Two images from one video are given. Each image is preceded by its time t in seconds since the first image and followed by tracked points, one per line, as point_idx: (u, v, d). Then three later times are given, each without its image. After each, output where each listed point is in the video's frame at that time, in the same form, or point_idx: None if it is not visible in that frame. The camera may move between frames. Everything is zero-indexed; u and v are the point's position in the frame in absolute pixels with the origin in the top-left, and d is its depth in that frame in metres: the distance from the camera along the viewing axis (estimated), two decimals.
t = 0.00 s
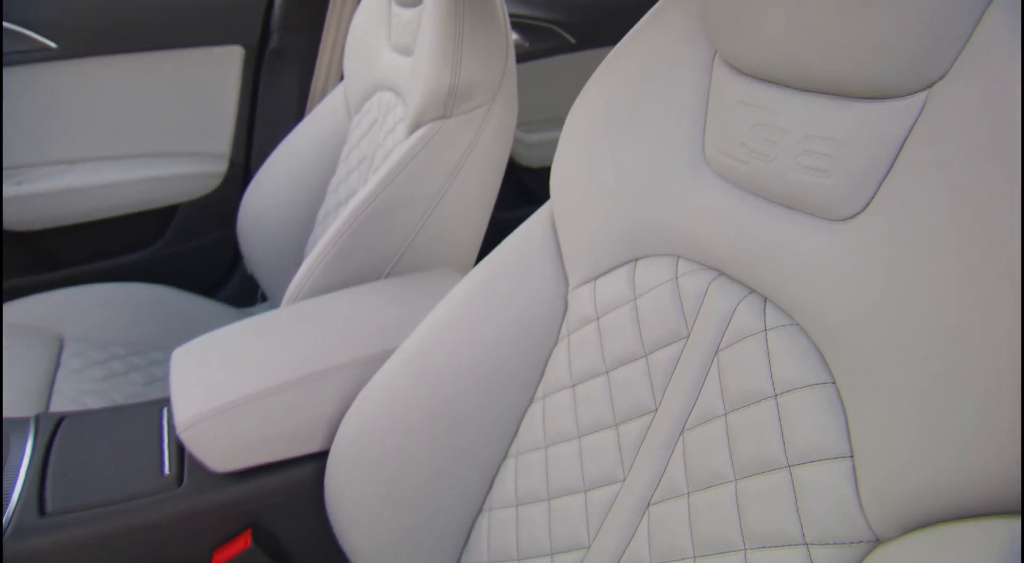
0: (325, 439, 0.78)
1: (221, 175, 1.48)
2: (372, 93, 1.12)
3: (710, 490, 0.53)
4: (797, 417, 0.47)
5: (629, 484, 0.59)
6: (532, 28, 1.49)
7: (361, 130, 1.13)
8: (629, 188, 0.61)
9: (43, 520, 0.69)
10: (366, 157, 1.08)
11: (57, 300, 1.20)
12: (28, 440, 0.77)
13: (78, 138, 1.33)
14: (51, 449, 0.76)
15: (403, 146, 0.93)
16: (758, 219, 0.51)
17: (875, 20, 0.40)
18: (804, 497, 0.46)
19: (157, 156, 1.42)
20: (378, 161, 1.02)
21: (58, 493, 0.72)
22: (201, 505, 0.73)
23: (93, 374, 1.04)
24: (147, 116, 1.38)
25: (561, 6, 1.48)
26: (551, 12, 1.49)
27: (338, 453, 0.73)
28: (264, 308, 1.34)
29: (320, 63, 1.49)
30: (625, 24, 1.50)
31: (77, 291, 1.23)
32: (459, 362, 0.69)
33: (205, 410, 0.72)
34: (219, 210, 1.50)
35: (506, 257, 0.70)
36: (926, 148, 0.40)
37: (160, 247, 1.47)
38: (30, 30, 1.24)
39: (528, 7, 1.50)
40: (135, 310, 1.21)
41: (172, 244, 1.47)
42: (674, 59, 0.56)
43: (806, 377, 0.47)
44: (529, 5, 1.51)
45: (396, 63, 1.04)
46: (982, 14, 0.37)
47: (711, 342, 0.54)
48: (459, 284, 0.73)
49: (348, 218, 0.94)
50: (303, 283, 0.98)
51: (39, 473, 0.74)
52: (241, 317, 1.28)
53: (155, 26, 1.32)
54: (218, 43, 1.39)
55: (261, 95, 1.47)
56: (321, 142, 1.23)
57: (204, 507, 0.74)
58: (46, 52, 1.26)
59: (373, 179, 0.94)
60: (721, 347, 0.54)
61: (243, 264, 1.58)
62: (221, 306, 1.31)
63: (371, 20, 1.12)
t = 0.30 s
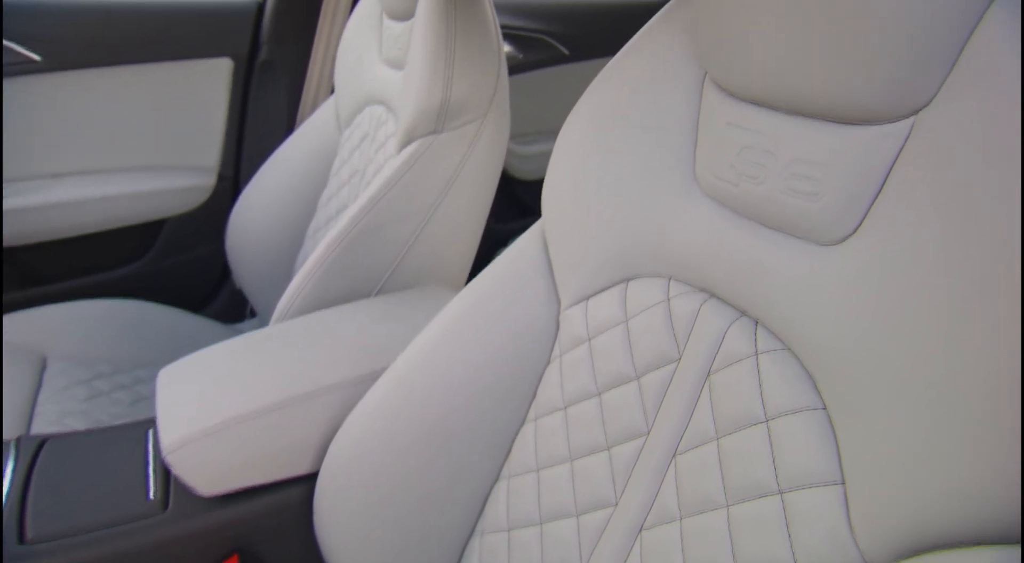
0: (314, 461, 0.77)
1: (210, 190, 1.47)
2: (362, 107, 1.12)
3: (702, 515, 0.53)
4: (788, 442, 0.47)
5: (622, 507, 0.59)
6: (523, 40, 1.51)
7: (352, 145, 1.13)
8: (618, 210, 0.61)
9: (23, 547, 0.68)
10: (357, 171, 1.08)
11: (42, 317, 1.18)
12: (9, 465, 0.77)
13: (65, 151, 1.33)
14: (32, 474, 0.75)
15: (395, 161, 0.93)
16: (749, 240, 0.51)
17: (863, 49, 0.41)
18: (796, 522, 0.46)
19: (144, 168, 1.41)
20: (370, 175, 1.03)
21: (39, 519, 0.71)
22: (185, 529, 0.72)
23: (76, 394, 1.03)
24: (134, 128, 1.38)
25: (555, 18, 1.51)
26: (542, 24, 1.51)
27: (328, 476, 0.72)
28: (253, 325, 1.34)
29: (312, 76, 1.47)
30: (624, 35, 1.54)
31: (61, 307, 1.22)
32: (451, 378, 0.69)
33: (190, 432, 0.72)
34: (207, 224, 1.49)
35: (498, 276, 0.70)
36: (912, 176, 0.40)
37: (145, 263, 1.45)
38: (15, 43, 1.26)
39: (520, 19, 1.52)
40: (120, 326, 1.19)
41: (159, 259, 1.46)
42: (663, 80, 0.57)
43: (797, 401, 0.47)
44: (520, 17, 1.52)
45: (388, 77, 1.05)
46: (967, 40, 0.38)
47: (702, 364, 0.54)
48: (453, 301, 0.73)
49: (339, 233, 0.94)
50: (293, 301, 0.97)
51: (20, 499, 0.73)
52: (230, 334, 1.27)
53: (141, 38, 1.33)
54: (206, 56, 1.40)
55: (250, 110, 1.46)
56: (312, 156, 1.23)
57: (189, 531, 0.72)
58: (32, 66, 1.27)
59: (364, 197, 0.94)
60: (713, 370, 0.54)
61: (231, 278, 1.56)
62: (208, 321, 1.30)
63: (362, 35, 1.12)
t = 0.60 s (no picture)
0: (303, 482, 0.76)
1: (199, 202, 1.47)
2: (354, 119, 1.12)
3: (696, 538, 0.53)
4: (782, 465, 0.48)
5: (615, 529, 0.59)
6: (515, 50, 1.54)
7: (343, 158, 1.13)
8: (606, 234, 0.61)
9: None
10: (348, 185, 1.09)
11: (27, 334, 1.18)
12: None
13: (51, 165, 1.33)
14: (15, 495, 0.75)
15: (387, 176, 0.94)
16: (739, 261, 0.51)
17: (859, 66, 0.41)
18: (789, 547, 0.46)
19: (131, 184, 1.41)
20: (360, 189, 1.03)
21: (19, 540, 0.71)
22: (169, 552, 0.71)
23: (60, 413, 1.02)
24: (121, 143, 1.38)
25: (548, 29, 1.53)
26: (536, 36, 1.54)
27: (318, 498, 0.71)
28: (243, 340, 1.33)
29: (301, 88, 1.47)
30: (623, 45, 1.56)
31: (46, 322, 1.22)
32: (442, 391, 0.69)
33: (176, 454, 0.71)
34: (197, 237, 1.49)
35: (489, 292, 0.70)
36: (898, 204, 0.41)
37: (134, 277, 1.44)
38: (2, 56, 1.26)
39: (511, 29, 1.56)
40: (104, 343, 1.18)
41: (146, 273, 1.45)
42: (655, 101, 0.57)
43: (790, 425, 0.47)
44: (514, 28, 1.55)
45: (379, 90, 1.05)
46: (954, 63, 0.38)
47: (694, 386, 0.55)
48: (446, 317, 0.73)
49: (330, 248, 0.94)
50: (282, 316, 0.97)
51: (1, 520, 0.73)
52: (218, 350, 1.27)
53: (130, 50, 1.33)
54: (192, 68, 1.39)
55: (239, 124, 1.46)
56: (303, 168, 1.23)
57: (173, 554, 0.71)
58: (18, 78, 1.27)
59: (354, 212, 0.94)
60: (705, 391, 0.54)
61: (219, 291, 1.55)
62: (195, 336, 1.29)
63: (353, 47, 1.13)
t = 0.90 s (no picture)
0: (292, 503, 0.75)
1: (188, 216, 1.46)
2: (345, 131, 1.12)
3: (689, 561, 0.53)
4: (775, 488, 0.48)
5: (609, 551, 0.59)
6: (509, 60, 1.52)
7: (334, 171, 1.13)
8: (596, 255, 0.62)
9: None
10: (339, 197, 1.09)
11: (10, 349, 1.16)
12: None
13: (37, 177, 1.32)
14: None
15: (378, 190, 0.94)
16: (730, 282, 0.52)
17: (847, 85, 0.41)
18: None
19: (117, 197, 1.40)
20: (351, 202, 1.03)
21: None
22: None
23: (42, 432, 1.01)
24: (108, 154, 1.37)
25: (542, 39, 1.53)
26: (529, 45, 1.53)
27: (308, 518, 0.71)
28: (231, 356, 1.32)
29: (291, 101, 1.47)
30: (623, 55, 1.60)
31: (29, 338, 1.20)
32: (431, 406, 0.69)
33: (162, 476, 0.70)
34: (186, 250, 1.48)
35: (482, 310, 0.70)
36: (887, 229, 0.41)
37: (119, 293, 1.43)
38: None
39: (502, 39, 1.52)
40: (89, 359, 1.17)
41: (132, 287, 1.44)
42: (646, 119, 0.58)
43: (782, 448, 0.48)
44: (506, 37, 1.52)
45: (371, 102, 1.05)
46: (943, 82, 0.38)
47: (686, 407, 0.55)
48: (438, 335, 0.72)
49: (321, 263, 0.94)
50: (273, 332, 0.96)
51: None
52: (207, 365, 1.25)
53: (119, 60, 1.33)
54: (182, 79, 1.39)
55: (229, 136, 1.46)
56: (295, 181, 1.23)
57: None
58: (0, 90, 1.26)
59: (345, 227, 0.94)
60: (698, 412, 0.54)
61: (208, 306, 1.54)
62: (182, 352, 1.27)
63: (344, 58, 1.13)
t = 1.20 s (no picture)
0: (283, 524, 0.75)
1: (176, 226, 1.46)
2: (337, 144, 1.13)
3: None
4: (768, 512, 0.48)
5: None
6: (503, 70, 1.52)
7: (325, 183, 1.14)
8: (586, 276, 0.62)
9: None
10: (330, 211, 1.09)
11: None
12: None
13: (26, 191, 1.31)
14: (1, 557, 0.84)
15: (370, 203, 0.94)
16: (721, 303, 0.52)
17: (835, 106, 0.42)
18: None
19: (106, 210, 1.39)
20: (343, 216, 1.03)
21: None
22: None
23: (26, 452, 1.00)
24: (95, 169, 1.36)
25: (534, 49, 1.54)
26: (525, 56, 1.53)
27: (297, 540, 0.70)
28: (219, 371, 1.31)
29: (281, 113, 1.48)
30: (622, 65, 1.60)
31: (16, 354, 1.19)
32: (421, 422, 0.68)
33: (144, 500, 0.70)
34: (175, 262, 1.48)
35: (474, 330, 0.70)
36: (876, 250, 0.42)
37: (105, 306, 1.42)
38: None
39: (495, 49, 1.53)
40: (75, 375, 1.15)
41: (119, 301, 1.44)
42: (635, 139, 0.58)
43: (774, 472, 0.48)
44: (496, 46, 1.53)
45: (362, 115, 1.06)
46: (930, 106, 0.39)
47: (679, 428, 0.55)
48: (429, 353, 0.72)
49: (312, 277, 0.94)
50: (263, 348, 0.96)
51: None
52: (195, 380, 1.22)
53: (110, 71, 1.32)
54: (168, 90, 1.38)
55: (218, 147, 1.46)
56: (286, 194, 1.22)
57: None
58: None
59: (336, 242, 0.94)
60: (690, 434, 0.54)
61: (198, 320, 1.53)
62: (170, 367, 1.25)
63: (335, 70, 1.13)
